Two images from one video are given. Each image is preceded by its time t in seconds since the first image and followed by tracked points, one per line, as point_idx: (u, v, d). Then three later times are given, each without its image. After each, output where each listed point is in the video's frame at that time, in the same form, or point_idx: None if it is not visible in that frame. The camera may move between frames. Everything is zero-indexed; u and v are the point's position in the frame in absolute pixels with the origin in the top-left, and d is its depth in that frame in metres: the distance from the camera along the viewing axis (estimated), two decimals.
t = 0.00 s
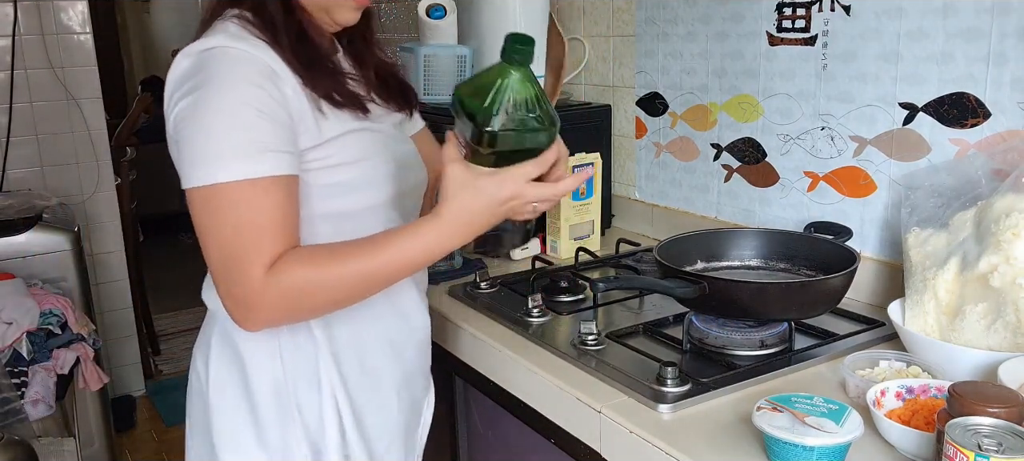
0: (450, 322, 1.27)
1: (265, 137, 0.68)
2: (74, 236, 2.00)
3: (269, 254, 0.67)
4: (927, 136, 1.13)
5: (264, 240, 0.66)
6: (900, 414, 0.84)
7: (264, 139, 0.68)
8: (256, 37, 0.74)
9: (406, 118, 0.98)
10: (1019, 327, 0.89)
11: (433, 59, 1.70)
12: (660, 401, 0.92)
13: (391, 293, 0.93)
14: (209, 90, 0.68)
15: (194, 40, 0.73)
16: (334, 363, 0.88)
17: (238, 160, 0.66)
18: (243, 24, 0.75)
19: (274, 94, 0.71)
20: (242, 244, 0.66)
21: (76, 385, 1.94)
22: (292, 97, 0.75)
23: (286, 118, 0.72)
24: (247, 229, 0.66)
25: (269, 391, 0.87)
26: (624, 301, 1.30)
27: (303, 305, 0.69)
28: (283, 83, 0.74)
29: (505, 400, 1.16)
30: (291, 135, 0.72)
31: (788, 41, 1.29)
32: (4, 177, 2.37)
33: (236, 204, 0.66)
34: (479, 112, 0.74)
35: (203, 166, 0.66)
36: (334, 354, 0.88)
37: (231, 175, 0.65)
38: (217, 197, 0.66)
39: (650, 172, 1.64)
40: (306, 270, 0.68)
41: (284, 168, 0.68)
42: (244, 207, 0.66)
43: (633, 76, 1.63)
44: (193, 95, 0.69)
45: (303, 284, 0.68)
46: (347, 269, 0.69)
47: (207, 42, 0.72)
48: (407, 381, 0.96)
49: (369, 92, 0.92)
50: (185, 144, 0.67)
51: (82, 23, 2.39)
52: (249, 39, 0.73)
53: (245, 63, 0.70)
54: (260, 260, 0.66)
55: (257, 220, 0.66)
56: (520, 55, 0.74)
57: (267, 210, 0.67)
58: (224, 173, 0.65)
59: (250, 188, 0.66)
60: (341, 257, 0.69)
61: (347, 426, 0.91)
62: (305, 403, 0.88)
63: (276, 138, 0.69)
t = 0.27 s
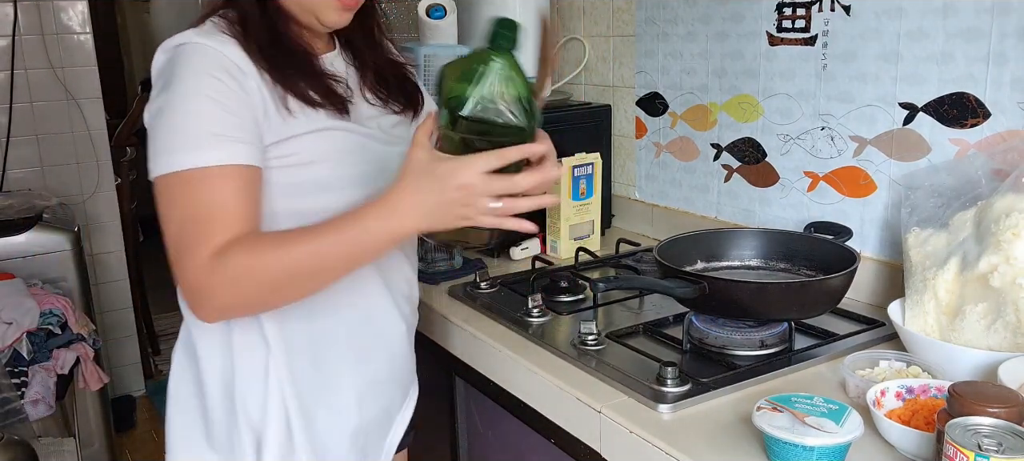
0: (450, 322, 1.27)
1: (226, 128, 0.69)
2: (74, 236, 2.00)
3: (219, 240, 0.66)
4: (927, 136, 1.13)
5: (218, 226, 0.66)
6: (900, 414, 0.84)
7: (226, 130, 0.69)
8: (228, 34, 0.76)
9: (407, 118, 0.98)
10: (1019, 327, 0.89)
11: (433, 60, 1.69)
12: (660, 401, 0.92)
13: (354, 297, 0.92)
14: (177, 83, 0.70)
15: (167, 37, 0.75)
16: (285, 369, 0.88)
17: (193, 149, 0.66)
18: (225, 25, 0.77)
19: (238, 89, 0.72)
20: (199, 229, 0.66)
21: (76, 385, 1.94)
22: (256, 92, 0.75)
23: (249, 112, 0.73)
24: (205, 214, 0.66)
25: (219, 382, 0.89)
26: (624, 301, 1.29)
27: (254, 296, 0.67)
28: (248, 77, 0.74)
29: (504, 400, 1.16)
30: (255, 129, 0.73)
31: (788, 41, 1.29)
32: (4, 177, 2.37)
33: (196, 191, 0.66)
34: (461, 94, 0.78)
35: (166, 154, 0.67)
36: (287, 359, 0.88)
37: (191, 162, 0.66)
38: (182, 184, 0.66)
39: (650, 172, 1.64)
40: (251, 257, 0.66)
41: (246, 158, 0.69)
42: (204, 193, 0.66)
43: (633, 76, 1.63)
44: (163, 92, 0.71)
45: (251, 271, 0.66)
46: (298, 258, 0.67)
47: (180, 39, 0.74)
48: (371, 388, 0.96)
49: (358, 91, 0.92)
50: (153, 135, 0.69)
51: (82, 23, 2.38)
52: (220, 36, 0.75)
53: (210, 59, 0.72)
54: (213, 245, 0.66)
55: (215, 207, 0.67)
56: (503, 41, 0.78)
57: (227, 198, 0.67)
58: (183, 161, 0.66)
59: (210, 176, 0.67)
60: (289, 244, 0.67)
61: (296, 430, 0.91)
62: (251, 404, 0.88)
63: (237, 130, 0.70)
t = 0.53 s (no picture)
0: (450, 322, 1.27)
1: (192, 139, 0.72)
2: (74, 236, 2.00)
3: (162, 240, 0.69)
4: (927, 136, 1.13)
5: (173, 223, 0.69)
6: (900, 414, 0.84)
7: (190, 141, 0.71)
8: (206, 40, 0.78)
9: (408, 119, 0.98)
10: (1019, 327, 0.89)
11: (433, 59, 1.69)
12: (660, 401, 0.92)
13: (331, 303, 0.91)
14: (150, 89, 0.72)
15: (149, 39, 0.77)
16: (254, 369, 0.88)
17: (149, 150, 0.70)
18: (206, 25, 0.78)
19: (208, 99, 0.75)
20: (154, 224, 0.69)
21: (76, 385, 1.94)
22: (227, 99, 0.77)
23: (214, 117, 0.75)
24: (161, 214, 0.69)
25: (193, 378, 0.90)
26: (624, 301, 1.29)
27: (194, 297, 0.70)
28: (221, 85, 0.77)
29: (504, 400, 1.16)
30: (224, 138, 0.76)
31: (788, 41, 1.29)
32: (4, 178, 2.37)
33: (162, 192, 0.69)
34: (407, 108, 0.62)
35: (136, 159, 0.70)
36: (256, 359, 0.88)
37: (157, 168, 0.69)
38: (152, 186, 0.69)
39: (650, 172, 1.64)
40: (189, 255, 0.67)
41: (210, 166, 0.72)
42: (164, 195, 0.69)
43: (633, 76, 1.63)
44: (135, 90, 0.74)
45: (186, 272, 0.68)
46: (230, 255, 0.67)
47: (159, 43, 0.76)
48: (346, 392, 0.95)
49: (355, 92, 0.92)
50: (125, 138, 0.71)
51: (82, 23, 2.38)
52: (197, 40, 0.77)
53: (185, 67, 0.74)
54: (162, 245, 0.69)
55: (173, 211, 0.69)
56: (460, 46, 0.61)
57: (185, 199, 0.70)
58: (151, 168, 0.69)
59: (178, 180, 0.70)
60: (220, 242, 0.67)
61: (264, 430, 0.90)
62: (218, 403, 0.88)
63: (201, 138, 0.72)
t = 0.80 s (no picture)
0: (450, 322, 1.27)
1: (169, 163, 0.69)
2: (74, 236, 2.00)
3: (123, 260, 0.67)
4: (927, 136, 1.13)
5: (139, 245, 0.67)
6: (900, 414, 0.84)
7: (165, 166, 0.69)
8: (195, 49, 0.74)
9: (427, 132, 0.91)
10: (1019, 327, 0.89)
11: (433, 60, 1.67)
12: (660, 401, 0.92)
13: (324, 324, 0.86)
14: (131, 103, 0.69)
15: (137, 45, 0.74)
16: (247, 396, 0.83)
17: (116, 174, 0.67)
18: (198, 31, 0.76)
19: (189, 117, 0.72)
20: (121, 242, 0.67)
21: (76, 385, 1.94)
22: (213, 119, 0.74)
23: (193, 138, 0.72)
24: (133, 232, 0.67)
25: (184, 409, 0.86)
26: (624, 301, 1.29)
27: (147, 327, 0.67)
28: (206, 99, 0.73)
29: (504, 400, 1.16)
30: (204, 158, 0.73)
31: (788, 41, 1.29)
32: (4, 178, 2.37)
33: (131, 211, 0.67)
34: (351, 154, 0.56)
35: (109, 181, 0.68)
36: (249, 391, 0.83)
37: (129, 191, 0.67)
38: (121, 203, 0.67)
39: (650, 172, 1.64)
40: (117, 294, 0.65)
41: (187, 191, 0.70)
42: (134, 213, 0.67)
43: (633, 76, 1.63)
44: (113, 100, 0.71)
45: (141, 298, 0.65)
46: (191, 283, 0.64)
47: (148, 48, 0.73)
48: (348, 425, 0.90)
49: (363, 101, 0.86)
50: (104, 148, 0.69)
51: (82, 23, 2.38)
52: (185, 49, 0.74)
53: (170, 81, 0.71)
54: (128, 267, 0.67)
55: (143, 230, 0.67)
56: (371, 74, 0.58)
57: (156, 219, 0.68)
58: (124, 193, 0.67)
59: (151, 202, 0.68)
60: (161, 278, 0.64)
61: None
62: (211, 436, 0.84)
63: (177, 164, 0.70)
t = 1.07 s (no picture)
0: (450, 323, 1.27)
1: (161, 183, 0.65)
2: (73, 236, 1.99)
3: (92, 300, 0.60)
4: (927, 136, 1.13)
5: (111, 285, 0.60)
6: (900, 414, 0.84)
7: (156, 187, 0.64)
8: (199, 61, 0.72)
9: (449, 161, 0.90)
10: (1019, 327, 0.89)
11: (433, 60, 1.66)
12: (660, 401, 0.92)
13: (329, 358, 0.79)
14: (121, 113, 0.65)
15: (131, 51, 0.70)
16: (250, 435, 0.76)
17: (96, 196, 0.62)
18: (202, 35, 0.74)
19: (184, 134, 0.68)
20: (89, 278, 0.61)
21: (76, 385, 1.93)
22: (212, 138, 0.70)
23: (185, 157, 0.68)
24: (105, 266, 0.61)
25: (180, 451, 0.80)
26: (624, 301, 1.29)
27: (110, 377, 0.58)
28: (200, 113, 0.69)
29: (504, 401, 1.16)
30: (200, 179, 0.69)
31: (788, 41, 1.29)
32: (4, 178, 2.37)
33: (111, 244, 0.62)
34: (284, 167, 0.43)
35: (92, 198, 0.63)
36: (258, 440, 0.77)
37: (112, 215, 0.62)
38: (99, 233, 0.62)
39: (650, 172, 1.64)
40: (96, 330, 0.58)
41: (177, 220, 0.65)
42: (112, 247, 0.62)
43: (633, 76, 1.63)
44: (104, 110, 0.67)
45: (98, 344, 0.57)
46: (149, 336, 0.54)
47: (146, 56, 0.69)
48: None
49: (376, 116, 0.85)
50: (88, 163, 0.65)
51: (82, 23, 2.38)
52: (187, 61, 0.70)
53: (163, 93, 0.67)
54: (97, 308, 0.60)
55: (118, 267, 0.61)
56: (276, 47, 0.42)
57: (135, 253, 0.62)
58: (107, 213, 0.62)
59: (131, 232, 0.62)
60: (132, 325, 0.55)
61: None
62: None
63: (171, 187, 0.65)
